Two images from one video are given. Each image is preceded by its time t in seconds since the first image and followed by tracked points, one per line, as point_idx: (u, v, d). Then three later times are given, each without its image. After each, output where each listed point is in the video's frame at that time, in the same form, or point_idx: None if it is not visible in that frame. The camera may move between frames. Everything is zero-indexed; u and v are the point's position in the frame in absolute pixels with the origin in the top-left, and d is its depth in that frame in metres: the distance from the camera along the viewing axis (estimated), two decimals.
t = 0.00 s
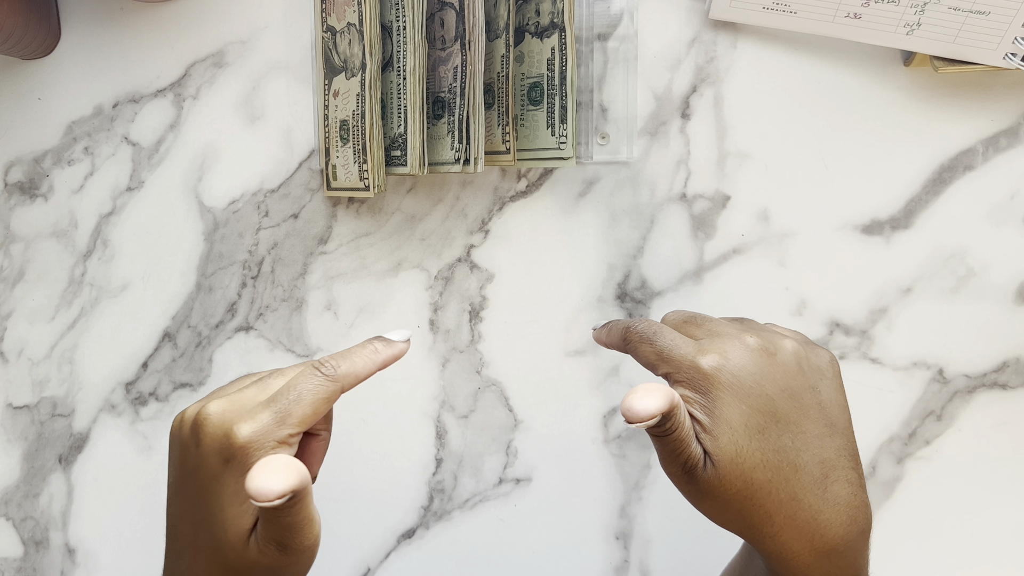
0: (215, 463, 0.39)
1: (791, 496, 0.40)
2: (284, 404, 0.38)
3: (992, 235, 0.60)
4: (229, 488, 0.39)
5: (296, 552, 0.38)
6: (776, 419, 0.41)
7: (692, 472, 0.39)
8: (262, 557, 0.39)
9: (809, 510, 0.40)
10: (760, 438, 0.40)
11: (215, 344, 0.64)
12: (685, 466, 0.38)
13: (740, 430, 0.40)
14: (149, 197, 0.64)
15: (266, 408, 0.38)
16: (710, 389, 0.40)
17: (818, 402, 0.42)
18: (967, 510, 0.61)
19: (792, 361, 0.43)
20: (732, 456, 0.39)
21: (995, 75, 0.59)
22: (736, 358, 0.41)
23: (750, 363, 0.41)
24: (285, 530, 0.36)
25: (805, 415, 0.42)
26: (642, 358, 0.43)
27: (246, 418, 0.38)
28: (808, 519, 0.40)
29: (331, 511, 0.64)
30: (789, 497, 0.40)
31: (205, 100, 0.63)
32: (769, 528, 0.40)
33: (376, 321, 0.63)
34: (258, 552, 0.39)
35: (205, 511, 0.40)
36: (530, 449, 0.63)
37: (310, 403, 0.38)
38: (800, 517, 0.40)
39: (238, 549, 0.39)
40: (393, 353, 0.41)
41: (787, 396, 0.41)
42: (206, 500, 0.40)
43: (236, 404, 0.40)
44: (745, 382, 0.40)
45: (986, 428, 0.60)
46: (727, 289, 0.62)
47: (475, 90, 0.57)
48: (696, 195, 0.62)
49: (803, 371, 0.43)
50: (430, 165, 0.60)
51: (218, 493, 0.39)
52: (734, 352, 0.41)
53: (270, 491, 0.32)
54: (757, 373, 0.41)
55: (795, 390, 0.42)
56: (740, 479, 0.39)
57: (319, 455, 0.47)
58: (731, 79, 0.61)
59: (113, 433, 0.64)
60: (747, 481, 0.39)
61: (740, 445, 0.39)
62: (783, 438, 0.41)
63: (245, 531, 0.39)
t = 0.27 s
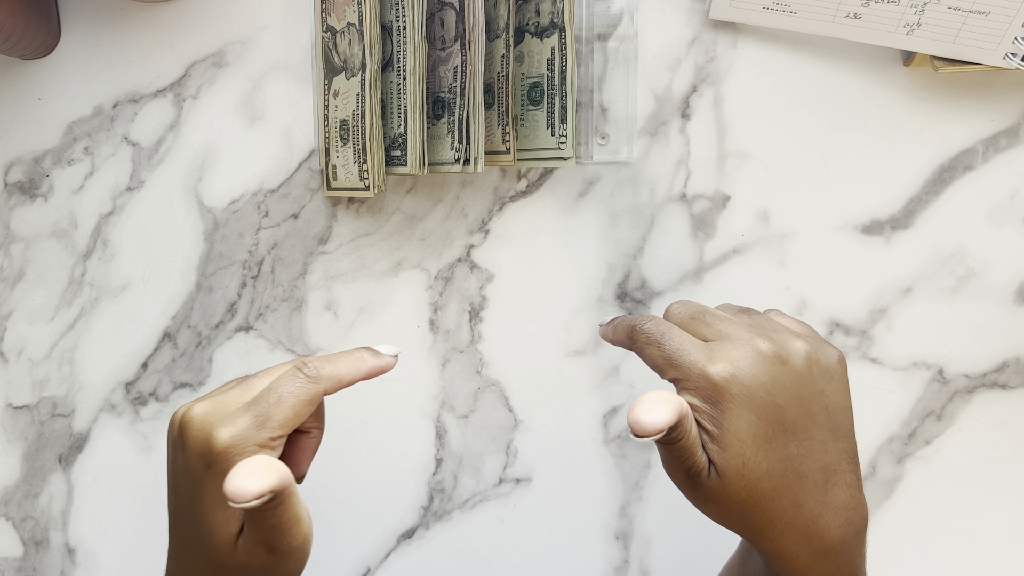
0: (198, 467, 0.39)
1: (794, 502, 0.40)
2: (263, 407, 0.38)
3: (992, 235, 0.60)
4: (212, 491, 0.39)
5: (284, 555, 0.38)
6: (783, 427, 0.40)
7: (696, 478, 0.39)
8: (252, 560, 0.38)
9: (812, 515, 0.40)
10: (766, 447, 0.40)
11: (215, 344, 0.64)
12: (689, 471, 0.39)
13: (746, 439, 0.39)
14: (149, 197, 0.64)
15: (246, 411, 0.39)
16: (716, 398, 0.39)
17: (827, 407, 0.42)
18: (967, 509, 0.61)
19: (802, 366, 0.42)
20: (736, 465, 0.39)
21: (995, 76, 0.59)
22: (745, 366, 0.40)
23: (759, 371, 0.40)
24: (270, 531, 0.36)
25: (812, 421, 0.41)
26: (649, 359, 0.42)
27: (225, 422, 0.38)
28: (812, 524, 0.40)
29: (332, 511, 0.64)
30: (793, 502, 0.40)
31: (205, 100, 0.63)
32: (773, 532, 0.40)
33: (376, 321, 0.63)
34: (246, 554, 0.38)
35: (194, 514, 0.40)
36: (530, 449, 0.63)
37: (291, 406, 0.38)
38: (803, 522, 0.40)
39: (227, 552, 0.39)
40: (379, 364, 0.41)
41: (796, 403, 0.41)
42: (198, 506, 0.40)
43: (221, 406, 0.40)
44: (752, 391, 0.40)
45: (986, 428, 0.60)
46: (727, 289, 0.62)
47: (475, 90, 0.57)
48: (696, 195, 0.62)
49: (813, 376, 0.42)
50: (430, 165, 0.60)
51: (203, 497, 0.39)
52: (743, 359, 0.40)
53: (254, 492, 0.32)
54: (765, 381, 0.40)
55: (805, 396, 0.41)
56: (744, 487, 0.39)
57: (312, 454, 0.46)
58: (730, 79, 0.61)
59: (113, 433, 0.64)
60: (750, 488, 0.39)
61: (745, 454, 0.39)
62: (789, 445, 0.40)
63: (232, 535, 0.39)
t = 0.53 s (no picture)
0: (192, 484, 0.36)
1: (811, 510, 0.40)
2: (271, 435, 0.35)
3: (992, 235, 0.60)
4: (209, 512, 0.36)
5: None
6: (803, 435, 0.40)
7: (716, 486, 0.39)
8: None
9: (828, 523, 0.41)
10: (787, 455, 0.39)
11: (215, 344, 0.64)
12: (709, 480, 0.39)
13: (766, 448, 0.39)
14: (149, 197, 0.64)
15: (253, 435, 0.35)
16: (738, 407, 0.39)
17: (843, 413, 0.41)
18: (967, 509, 0.61)
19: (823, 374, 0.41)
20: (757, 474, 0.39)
21: (995, 75, 0.59)
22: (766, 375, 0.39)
23: (782, 379, 0.39)
24: (275, 554, 0.35)
25: (830, 429, 0.41)
26: (670, 362, 0.41)
27: (229, 442, 0.35)
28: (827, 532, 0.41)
29: (332, 511, 0.64)
30: (810, 511, 0.40)
31: (205, 100, 0.63)
32: (789, 540, 0.40)
33: (376, 321, 0.63)
34: None
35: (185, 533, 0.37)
36: (530, 449, 0.63)
37: (300, 435, 0.35)
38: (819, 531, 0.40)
39: None
40: (390, 405, 0.37)
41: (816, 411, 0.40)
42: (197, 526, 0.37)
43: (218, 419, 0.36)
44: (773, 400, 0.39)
45: (987, 428, 0.60)
46: (727, 289, 0.62)
47: (475, 90, 0.57)
48: (696, 195, 0.62)
49: (833, 382, 0.41)
50: (430, 165, 0.60)
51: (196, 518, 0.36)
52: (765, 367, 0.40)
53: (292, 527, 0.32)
54: (787, 390, 0.39)
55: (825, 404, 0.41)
56: (762, 494, 0.39)
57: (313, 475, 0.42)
58: (730, 79, 0.61)
59: (113, 433, 0.64)
60: (769, 497, 0.39)
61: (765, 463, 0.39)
62: (808, 453, 0.40)
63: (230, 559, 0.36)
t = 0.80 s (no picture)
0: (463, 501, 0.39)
1: (756, 479, 0.40)
2: (515, 457, 0.41)
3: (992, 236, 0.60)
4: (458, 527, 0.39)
5: None
6: (747, 404, 0.42)
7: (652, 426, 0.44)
8: None
9: (778, 497, 0.40)
10: (727, 417, 0.42)
11: (215, 344, 0.64)
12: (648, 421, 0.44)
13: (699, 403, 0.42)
14: (149, 197, 0.64)
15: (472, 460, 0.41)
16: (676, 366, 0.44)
17: (804, 395, 0.42)
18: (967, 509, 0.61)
19: (778, 355, 0.43)
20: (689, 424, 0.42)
21: (995, 75, 0.59)
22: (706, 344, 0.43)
23: (727, 349, 0.43)
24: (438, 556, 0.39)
25: (785, 405, 0.42)
26: (645, 324, 0.47)
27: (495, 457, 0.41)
28: (777, 505, 0.40)
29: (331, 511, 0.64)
30: (756, 480, 0.40)
31: (205, 101, 0.63)
32: (736, 506, 0.41)
33: (376, 321, 0.63)
34: None
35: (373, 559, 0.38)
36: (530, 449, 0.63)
37: (493, 479, 0.40)
38: (767, 501, 0.40)
39: None
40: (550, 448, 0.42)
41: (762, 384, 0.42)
42: (349, 532, 0.38)
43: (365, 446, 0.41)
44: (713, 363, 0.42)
45: (986, 429, 0.60)
46: (728, 289, 0.62)
47: (475, 90, 0.57)
48: (696, 195, 0.62)
49: (790, 365, 0.43)
50: (430, 165, 0.60)
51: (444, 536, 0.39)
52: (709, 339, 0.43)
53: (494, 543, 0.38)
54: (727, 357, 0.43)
55: (776, 381, 0.42)
56: (694, 445, 0.42)
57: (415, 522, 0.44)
58: (730, 79, 0.61)
59: (114, 433, 0.64)
60: (702, 450, 0.42)
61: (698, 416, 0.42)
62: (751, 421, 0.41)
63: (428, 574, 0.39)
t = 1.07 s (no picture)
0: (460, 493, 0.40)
1: (756, 483, 0.40)
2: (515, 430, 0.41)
3: (991, 235, 0.60)
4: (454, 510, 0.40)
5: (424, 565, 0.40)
6: (736, 412, 0.41)
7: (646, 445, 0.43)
8: None
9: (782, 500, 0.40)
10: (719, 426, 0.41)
11: (215, 344, 0.64)
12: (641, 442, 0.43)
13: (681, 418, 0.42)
14: (149, 197, 0.64)
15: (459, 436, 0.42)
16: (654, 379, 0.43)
17: (789, 395, 0.42)
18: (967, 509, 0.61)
19: (758, 357, 0.43)
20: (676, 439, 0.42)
21: (995, 75, 0.59)
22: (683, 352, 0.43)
23: (709, 356, 0.42)
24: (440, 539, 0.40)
25: (774, 406, 0.41)
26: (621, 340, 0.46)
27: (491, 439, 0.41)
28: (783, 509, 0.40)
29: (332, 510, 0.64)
30: (756, 484, 0.40)
31: (205, 101, 0.63)
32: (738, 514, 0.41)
33: (376, 321, 0.63)
34: None
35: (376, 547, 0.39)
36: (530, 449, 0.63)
37: (490, 458, 0.40)
38: (772, 506, 0.40)
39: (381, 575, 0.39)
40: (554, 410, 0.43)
41: (747, 388, 0.41)
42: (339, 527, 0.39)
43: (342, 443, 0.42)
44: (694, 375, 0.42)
45: (986, 428, 0.60)
46: (728, 289, 0.62)
47: (475, 90, 0.57)
48: (696, 195, 0.62)
49: (769, 366, 0.43)
50: (430, 165, 0.60)
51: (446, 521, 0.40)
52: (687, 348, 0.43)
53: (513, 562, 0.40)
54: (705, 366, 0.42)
55: (761, 385, 0.42)
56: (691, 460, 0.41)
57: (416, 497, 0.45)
58: (730, 79, 0.61)
59: (114, 432, 0.64)
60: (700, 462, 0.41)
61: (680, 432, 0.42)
62: (742, 431, 0.41)
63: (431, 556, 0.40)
